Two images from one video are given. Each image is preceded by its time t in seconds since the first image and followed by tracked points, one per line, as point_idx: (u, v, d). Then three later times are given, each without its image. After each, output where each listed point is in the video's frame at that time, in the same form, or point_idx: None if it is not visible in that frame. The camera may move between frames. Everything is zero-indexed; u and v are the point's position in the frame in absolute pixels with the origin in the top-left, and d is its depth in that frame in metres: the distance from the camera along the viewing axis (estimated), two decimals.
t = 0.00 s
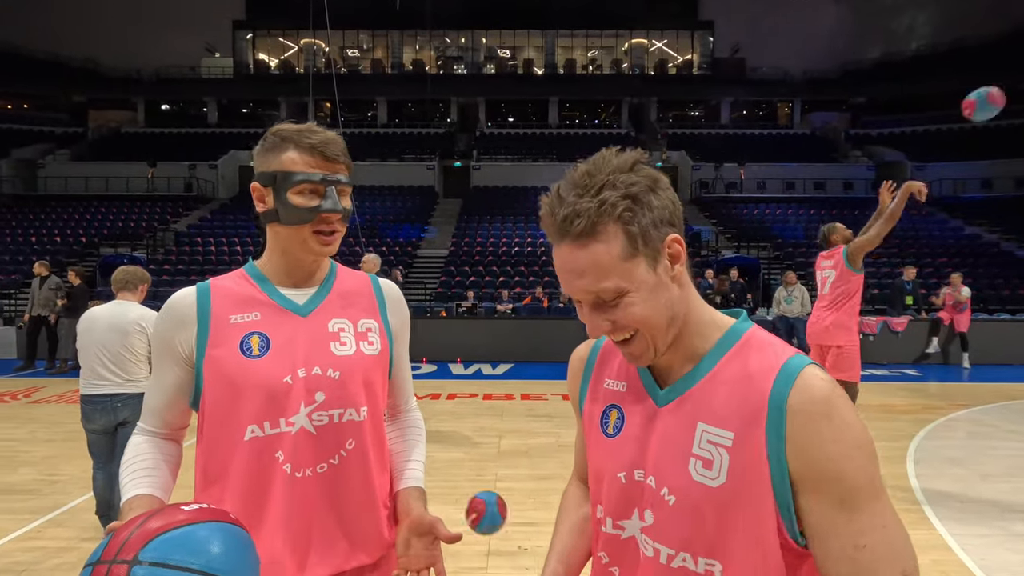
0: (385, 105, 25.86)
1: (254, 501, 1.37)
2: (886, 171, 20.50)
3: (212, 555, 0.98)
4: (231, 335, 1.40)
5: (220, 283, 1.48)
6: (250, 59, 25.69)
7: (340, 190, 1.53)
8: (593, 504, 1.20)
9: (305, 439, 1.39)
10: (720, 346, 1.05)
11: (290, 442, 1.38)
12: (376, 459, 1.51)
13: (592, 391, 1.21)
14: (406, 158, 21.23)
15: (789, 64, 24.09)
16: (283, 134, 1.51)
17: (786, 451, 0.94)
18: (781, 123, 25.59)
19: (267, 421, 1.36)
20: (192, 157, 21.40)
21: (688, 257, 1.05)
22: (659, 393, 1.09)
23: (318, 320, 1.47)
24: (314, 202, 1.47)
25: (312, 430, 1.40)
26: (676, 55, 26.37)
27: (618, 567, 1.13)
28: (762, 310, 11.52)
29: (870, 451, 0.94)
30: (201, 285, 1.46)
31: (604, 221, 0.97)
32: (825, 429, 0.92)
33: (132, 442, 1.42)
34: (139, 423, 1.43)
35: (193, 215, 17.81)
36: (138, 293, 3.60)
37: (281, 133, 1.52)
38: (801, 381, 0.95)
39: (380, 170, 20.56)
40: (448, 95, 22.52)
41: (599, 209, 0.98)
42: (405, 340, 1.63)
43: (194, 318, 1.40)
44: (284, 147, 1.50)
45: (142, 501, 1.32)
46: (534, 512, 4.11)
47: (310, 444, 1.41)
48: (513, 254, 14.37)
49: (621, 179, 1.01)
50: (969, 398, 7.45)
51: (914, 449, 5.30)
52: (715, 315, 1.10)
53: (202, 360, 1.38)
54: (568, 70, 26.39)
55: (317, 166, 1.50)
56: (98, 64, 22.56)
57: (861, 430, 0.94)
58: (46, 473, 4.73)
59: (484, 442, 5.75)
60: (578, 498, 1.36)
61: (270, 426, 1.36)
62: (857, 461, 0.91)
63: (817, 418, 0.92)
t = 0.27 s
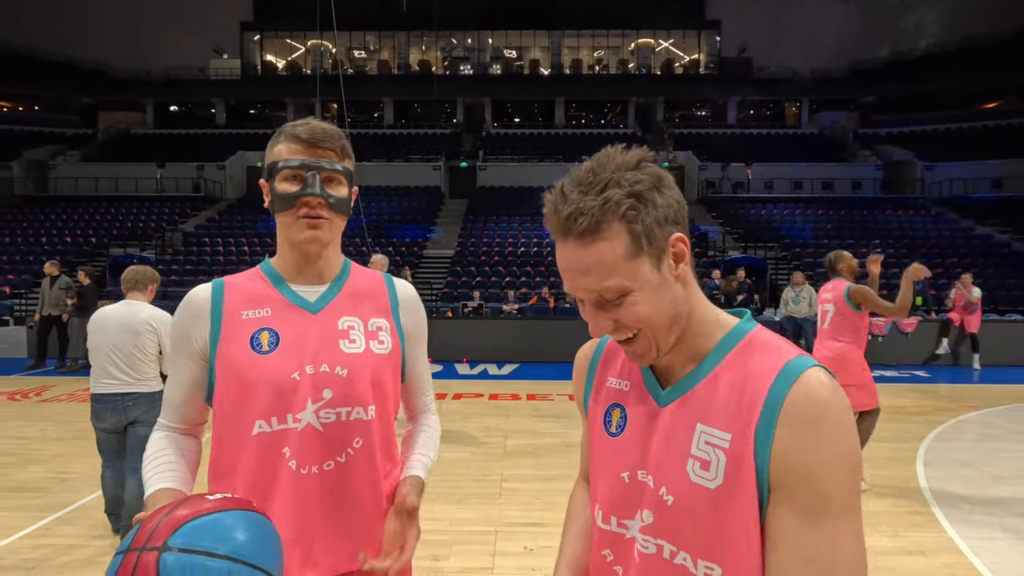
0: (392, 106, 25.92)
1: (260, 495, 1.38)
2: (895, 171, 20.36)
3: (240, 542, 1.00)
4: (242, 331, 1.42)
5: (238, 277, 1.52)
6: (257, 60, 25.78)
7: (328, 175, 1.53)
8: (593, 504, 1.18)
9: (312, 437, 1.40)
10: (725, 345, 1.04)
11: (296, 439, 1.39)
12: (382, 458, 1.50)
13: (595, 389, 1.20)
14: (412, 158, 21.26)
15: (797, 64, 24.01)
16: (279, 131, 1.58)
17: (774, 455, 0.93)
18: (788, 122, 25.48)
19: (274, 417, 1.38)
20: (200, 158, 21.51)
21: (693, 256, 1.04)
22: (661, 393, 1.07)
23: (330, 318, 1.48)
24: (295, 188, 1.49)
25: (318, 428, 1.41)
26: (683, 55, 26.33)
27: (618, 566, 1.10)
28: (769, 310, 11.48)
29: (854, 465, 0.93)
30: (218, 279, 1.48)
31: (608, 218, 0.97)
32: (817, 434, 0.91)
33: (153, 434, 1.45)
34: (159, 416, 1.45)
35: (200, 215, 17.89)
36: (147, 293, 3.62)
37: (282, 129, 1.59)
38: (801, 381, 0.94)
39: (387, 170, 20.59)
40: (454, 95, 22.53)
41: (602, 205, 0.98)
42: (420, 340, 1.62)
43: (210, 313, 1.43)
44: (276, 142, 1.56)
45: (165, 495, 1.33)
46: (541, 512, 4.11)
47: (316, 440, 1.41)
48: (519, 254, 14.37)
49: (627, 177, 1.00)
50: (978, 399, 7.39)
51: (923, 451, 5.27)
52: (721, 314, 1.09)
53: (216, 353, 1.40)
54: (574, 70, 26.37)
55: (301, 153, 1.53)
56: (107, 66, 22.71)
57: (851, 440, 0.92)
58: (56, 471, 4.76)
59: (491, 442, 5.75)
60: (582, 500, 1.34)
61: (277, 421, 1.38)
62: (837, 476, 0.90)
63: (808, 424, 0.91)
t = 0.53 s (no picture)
0: (399, 106, 25.99)
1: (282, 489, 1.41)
2: (905, 170, 20.21)
3: (276, 526, 1.17)
4: (268, 329, 1.46)
5: (268, 278, 1.56)
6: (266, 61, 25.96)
7: (359, 184, 1.55)
8: (607, 509, 1.18)
9: (331, 433, 1.41)
10: (725, 344, 1.02)
11: (316, 436, 1.41)
12: (406, 455, 1.50)
13: (602, 391, 1.20)
14: (419, 158, 21.31)
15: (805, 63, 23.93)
16: (312, 135, 1.60)
17: (793, 459, 0.90)
18: (797, 121, 25.34)
19: (297, 413, 1.41)
20: (209, 158, 21.64)
21: (688, 259, 1.03)
22: (664, 396, 1.06)
23: (351, 316, 1.51)
24: (326, 196, 1.52)
25: (339, 424, 1.42)
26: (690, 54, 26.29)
27: (632, 569, 1.11)
28: (778, 311, 11.42)
29: (881, 459, 0.89)
30: (248, 281, 1.54)
31: (599, 225, 0.96)
32: (832, 428, 0.87)
33: (199, 431, 1.49)
34: (203, 415, 1.50)
35: (209, 215, 17.97)
36: (162, 292, 3.65)
37: (314, 135, 1.61)
38: (804, 376, 0.91)
39: (394, 170, 20.65)
40: (461, 95, 22.55)
41: (595, 209, 0.97)
42: (447, 341, 1.63)
43: (240, 311, 1.48)
44: (309, 147, 1.58)
45: (207, 484, 1.37)
46: (549, 511, 4.11)
47: (336, 438, 1.43)
48: (526, 254, 14.38)
49: (616, 184, 1.00)
50: (990, 401, 7.33)
51: (933, 452, 5.24)
52: (722, 315, 1.06)
53: (244, 351, 1.45)
54: (581, 69, 26.36)
55: (333, 161, 1.55)
56: (117, 67, 22.86)
57: (871, 436, 0.88)
58: (70, 468, 4.80)
59: (498, 441, 5.75)
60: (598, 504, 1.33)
61: (299, 418, 1.40)
62: (873, 472, 0.87)
63: (824, 418, 0.88)
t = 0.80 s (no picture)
0: (405, 106, 26.03)
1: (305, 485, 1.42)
2: (914, 170, 20.06)
3: (304, 523, 1.13)
4: (294, 328, 1.47)
5: (297, 278, 1.58)
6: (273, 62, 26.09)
7: (383, 188, 1.56)
8: (611, 508, 1.16)
9: (347, 433, 1.42)
10: (731, 343, 1.01)
11: (335, 435, 1.42)
12: (423, 457, 1.50)
13: (605, 394, 1.18)
14: (426, 158, 21.33)
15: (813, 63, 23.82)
16: (336, 139, 1.61)
17: (791, 446, 0.89)
18: (805, 121, 25.23)
19: (317, 411, 1.42)
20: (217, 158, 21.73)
21: (694, 258, 1.02)
22: (669, 393, 1.05)
23: (373, 318, 1.50)
24: (349, 200, 1.52)
25: (357, 425, 1.43)
26: (697, 53, 26.25)
27: (636, 567, 1.09)
28: (785, 312, 11.36)
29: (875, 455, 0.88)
30: (278, 281, 1.56)
31: (607, 220, 0.97)
32: (830, 425, 0.87)
33: (237, 422, 1.53)
34: (240, 407, 1.53)
35: (216, 215, 18.04)
36: (173, 291, 3.67)
37: (338, 139, 1.62)
38: (809, 375, 0.90)
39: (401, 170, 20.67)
40: (468, 95, 22.53)
41: (604, 206, 0.97)
42: (473, 345, 1.63)
43: (269, 311, 1.49)
44: (333, 152, 1.59)
45: (247, 477, 1.41)
46: (556, 511, 4.11)
47: (352, 438, 1.43)
48: (533, 254, 14.36)
49: (625, 180, 1.01)
50: (1000, 403, 7.27)
51: (943, 454, 5.21)
52: (726, 314, 1.06)
53: (272, 349, 1.46)
54: (588, 69, 26.33)
55: (357, 166, 1.56)
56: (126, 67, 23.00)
57: (864, 431, 0.88)
58: (81, 466, 4.83)
59: (505, 441, 5.75)
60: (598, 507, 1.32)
61: (319, 416, 1.42)
62: (860, 463, 0.86)
63: (821, 414, 0.87)
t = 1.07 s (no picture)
0: (408, 106, 26.07)
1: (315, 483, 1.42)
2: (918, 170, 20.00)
3: (337, 513, 1.17)
4: (305, 325, 1.47)
5: (309, 274, 1.58)
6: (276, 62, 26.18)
7: (399, 189, 1.55)
8: (612, 503, 1.16)
9: (357, 431, 1.43)
10: (736, 340, 1.01)
11: (345, 433, 1.42)
12: (428, 457, 1.51)
13: (611, 392, 1.17)
14: (428, 158, 21.34)
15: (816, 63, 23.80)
16: (354, 138, 1.60)
17: (791, 445, 0.90)
18: (808, 121, 25.23)
19: (328, 409, 1.42)
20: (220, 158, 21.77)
21: (698, 257, 1.02)
22: (674, 389, 1.04)
23: (385, 318, 1.51)
24: (366, 200, 1.52)
25: (368, 423, 1.44)
26: (700, 53, 26.28)
27: (636, 565, 1.08)
28: (788, 313, 11.34)
29: (872, 452, 0.88)
30: (289, 278, 1.55)
31: (609, 222, 0.97)
32: (830, 422, 0.87)
33: (243, 417, 1.52)
34: (247, 403, 1.52)
35: (219, 215, 18.06)
36: (176, 290, 3.69)
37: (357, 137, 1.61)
38: (811, 372, 0.90)
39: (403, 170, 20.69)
40: (471, 95, 22.54)
41: (606, 209, 0.98)
42: (478, 346, 1.62)
43: (281, 307, 1.49)
44: (351, 150, 1.58)
45: (263, 476, 1.41)
46: (559, 511, 4.10)
47: (363, 435, 1.44)
48: (535, 254, 14.37)
49: (626, 184, 1.01)
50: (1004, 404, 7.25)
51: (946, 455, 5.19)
52: (731, 312, 1.05)
53: (283, 345, 1.46)
54: (591, 69, 26.35)
55: (375, 165, 1.55)
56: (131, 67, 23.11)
57: (864, 427, 0.89)
58: (85, 464, 4.85)
59: (506, 441, 5.75)
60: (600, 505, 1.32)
61: (330, 413, 1.42)
62: (856, 461, 0.87)
63: (822, 412, 0.88)
